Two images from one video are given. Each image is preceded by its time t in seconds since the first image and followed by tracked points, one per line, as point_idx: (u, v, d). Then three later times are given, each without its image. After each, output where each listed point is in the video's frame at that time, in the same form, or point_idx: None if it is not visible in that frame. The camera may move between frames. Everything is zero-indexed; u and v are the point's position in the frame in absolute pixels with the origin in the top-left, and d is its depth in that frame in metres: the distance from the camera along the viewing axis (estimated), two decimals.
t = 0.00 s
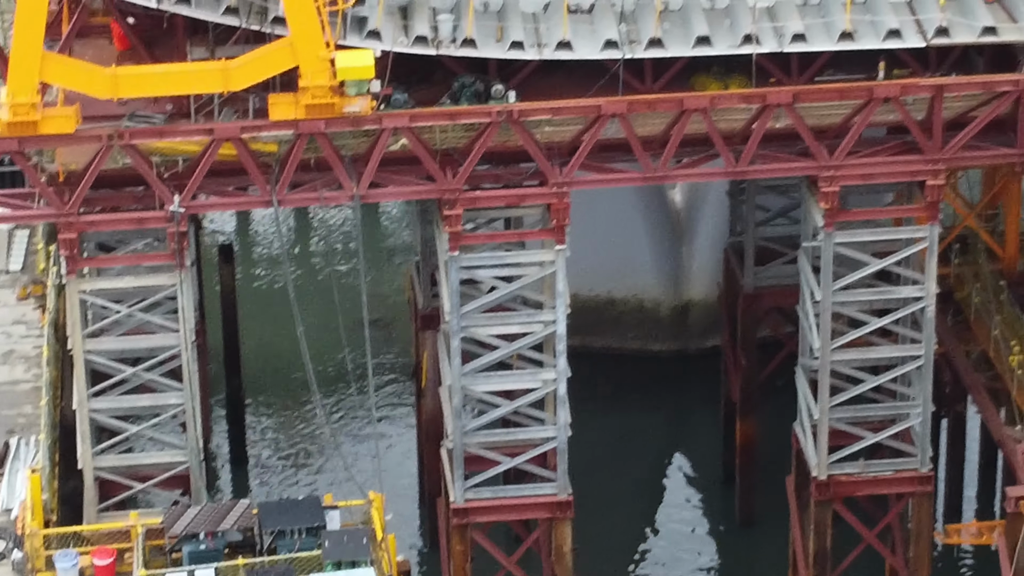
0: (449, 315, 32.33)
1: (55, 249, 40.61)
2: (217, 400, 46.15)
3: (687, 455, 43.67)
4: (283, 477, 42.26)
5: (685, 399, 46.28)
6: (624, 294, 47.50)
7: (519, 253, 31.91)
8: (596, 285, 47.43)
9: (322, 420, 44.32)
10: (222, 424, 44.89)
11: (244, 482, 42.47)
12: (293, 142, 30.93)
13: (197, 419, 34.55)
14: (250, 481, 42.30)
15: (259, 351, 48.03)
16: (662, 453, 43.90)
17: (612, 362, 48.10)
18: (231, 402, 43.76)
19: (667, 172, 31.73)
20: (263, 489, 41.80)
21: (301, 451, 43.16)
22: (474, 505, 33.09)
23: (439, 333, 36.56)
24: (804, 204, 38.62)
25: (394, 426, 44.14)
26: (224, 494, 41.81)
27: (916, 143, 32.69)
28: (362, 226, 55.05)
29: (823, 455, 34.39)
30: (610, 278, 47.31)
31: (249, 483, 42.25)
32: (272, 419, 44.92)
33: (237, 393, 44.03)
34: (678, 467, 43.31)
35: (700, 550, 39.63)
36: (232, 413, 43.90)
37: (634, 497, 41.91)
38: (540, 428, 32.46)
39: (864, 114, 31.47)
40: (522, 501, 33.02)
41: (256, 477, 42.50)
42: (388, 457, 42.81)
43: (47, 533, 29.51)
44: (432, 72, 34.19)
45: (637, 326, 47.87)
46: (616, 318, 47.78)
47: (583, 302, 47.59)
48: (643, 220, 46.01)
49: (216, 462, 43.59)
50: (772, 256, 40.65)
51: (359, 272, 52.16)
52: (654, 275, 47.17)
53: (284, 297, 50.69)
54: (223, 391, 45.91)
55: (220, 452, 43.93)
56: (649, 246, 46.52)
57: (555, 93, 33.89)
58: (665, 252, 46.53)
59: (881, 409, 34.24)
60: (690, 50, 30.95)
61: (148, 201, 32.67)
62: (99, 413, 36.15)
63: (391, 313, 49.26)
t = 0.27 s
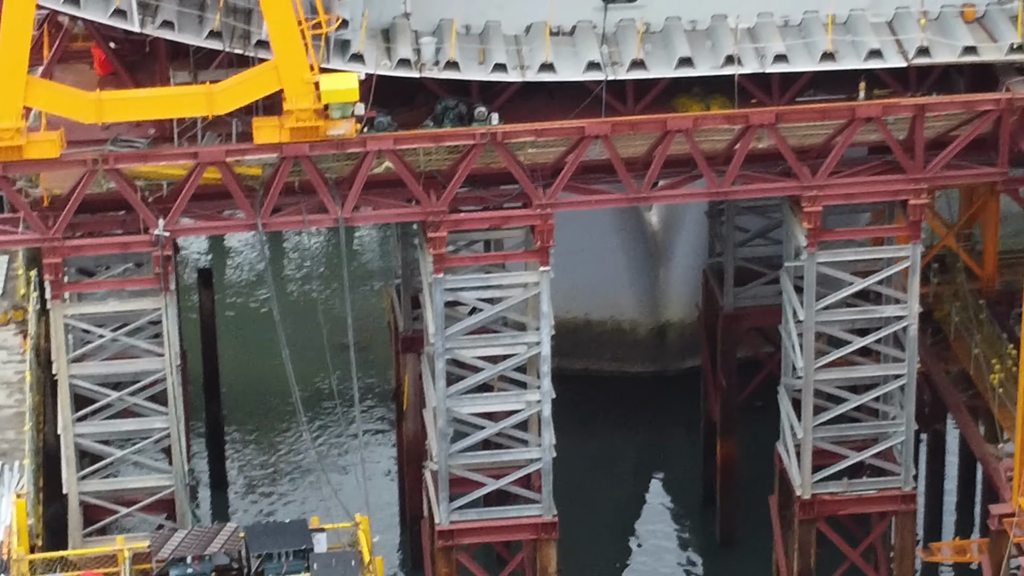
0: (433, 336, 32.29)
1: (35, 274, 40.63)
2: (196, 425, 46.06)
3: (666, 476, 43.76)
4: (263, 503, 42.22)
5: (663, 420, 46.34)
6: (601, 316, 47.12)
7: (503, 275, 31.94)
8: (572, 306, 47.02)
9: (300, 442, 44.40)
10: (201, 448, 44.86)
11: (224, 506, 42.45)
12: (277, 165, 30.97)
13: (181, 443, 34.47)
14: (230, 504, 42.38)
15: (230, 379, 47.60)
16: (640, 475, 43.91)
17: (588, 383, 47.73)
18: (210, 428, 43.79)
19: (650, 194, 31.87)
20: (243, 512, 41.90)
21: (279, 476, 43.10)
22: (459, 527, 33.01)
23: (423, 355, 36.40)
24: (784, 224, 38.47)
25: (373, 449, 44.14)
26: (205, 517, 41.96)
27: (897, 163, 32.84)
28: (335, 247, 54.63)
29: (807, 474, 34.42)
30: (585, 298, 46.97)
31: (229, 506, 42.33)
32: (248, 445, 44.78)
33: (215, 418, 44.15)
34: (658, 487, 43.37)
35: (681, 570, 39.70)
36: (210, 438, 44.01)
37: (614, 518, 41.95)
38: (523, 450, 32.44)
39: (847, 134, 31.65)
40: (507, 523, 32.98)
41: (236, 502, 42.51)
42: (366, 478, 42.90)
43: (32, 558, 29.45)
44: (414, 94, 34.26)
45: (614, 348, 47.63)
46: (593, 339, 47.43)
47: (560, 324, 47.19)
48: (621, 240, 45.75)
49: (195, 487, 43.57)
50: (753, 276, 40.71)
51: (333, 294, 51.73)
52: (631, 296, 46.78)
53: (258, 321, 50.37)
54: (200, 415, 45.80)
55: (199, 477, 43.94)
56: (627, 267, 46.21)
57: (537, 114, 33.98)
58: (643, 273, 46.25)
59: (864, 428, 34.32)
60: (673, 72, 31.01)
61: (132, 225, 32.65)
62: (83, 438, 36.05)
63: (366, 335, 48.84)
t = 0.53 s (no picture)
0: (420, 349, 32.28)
1: (17, 290, 40.54)
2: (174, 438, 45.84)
3: (648, 485, 43.70)
4: (245, 519, 42.05)
5: (641, 429, 46.22)
6: (580, 329, 47.27)
7: (490, 288, 31.95)
8: (551, 319, 47.19)
9: (280, 455, 44.31)
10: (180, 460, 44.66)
11: (205, 520, 42.33)
12: (264, 181, 30.99)
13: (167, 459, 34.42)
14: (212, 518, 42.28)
15: (209, 395, 47.41)
16: (622, 487, 43.84)
17: (567, 397, 47.58)
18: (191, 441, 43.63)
19: (636, 206, 31.96)
20: (224, 527, 41.83)
21: (260, 491, 42.94)
22: (446, 539, 32.95)
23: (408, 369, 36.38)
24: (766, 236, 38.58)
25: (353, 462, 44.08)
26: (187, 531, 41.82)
27: (881, 173, 32.99)
28: (310, 262, 54.66)
29: (793, 484, 34.46)
30: (566, 311, 47.06)
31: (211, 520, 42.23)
32: (228, 460, 44.61)
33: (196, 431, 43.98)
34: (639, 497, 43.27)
35: None
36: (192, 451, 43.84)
37: (597, 529, 41.88)
38: (510, 463, 32.46)
39: (830, 145, 31.74)
40: (495, 535, 32.94)
41: (217, 516, 42.40)
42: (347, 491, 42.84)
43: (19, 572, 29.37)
44: (397, 108, 34.32)
45: (593, 359, 47.62)
46: (573, 352, 47.52)
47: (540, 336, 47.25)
48: (601, 253, 46.04)
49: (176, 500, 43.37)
50: (736, 287, 40.82)
51: (310, 309, 51.73)
52: (610, 310, 46.96)
53: (236, 336, 50.35)
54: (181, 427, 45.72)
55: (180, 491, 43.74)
56: (606, 281, 46.42)
57: (521, 127, 34.07)
58: (622, 286, 46.45)
59: (850, 438, 34.39)
60: (658, 84, 31.06)
61: (117, 240, 32.62)
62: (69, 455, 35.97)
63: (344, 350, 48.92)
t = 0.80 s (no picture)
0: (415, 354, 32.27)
1: (8, 296, 40.50)
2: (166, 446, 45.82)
3: (639, 489, 43.67)
4: (235, 527, 42.04)
5: (633, 432, 46.17)
6: (569, 333, 47.24)
7: (485, 291, 31.99)
8: (541, 323, 47.18)
9: (270, 461, 44.21)
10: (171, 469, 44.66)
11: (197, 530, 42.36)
12: (258, 185, 31.01)
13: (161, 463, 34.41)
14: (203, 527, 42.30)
15: (195, 400, 47.33)
16: (613, 491, 43.83)
17: (556, 400, 47.55)
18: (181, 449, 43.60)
19: (630, 208, 32.03)
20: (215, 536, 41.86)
21: (249, 497, 42.93)
22: (441, 543, 32.96)
23: (400, 372, 36.38)
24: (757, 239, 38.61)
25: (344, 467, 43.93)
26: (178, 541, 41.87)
27: (874, 175, 33.08)
28: (299, 265, 54.51)
29: (787, 486, 34.50)
30: (554, 315, 47.10)
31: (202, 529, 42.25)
32: (218, 467, 44.54)
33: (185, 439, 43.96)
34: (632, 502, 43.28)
35: None
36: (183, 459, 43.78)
37: (588, 535, 41.90)
38: (505, 466, 32.50)
39: (824, 147, 31.82)
40: (490, 538, 32.98)
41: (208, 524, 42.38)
42: (337, 497, 42.72)
43: None
44: (389, 112, 34.35)
45: (584, 363, 47.55)
46: (564, 355, 47.44)
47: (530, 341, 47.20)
48: (588, 258, 46.11)
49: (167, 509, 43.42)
50: (728, 291, 40.85)
51: (298, 313, 51.55)
52: (599, 313, 46.99)
53: (224, 341, 50.24)
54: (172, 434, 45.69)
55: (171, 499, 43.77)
56: (593, 285, 46.50)
57: (513, 131, 34.11)
58: (610, 290, 46.52)
59: (844, 440, 34.44)
60: (650, 87, 31.13)
61: (111, 245, 32.61)
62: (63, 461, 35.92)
63: (332, 353, 48.69)
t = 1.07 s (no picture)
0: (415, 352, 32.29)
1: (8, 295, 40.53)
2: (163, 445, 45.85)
3: (638, 488, 43.71)
4: (233, 526, 42.08)
5: (631, 432, 46.21)
6: (565, 331, 47.27)
7: (484, 289, 32.02)
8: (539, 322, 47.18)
9: (268, 461, 44.26)
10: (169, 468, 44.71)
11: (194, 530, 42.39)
12: (257, 184, 31.00)
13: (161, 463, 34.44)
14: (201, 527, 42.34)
15: (192, 401, 47.33)
16: (611, 489, 43.86)
17: (553, 400, 47.57)
18: (179, 448, 43.62)
19: (629, 206, 32.09)
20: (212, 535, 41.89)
21: (247, 497, 42.97)
22: (441, 541, 32.99)
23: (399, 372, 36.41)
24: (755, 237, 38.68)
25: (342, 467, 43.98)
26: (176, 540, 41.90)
27: (872, 173, 33.13)
28: (295, 265, 54.53)
29: (787, 484, 34.55)
30: (551, 314, 47.14)
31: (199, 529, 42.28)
32: (216, 466, 44.58)
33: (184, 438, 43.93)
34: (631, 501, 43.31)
35: None
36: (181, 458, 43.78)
37: (586, 534, 41.93)
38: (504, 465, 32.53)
39: (823, 145, 31.88)
40: (490, 536, 33.00)
41: (206, 524, 42.41)
42: (335, 498, 42.77)
43: None
44: (388, 112, 34.41)
45: (582, 362, 47.59)
46: (561, 354, 47.46)
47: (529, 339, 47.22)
48: (585, 256, 46.06)
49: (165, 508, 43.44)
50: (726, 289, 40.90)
51: (295, 312, 51.59)
52: (596, 312, 46.98)
53: (221, 340, 50.26)
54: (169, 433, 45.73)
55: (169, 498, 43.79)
56: (591, 283, 46.48)
57: (512, 131, 34.19)
58: (608, 288, 46.52)
59: (843, 437, 34.50)
60: (650, 85, 31.21)
61: (110, 245, 32.65)
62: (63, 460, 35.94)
63: (331, 352, 48.75)
